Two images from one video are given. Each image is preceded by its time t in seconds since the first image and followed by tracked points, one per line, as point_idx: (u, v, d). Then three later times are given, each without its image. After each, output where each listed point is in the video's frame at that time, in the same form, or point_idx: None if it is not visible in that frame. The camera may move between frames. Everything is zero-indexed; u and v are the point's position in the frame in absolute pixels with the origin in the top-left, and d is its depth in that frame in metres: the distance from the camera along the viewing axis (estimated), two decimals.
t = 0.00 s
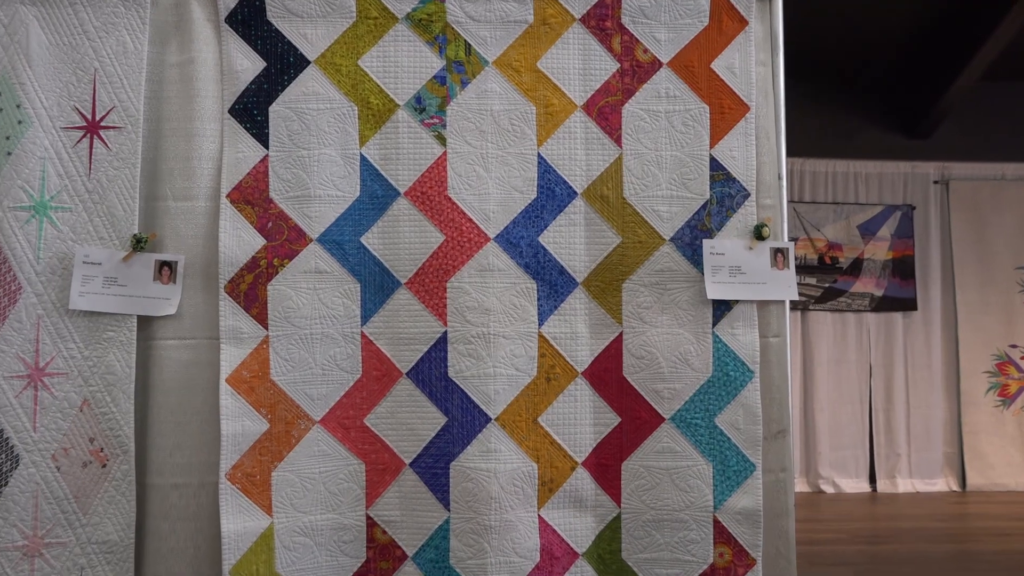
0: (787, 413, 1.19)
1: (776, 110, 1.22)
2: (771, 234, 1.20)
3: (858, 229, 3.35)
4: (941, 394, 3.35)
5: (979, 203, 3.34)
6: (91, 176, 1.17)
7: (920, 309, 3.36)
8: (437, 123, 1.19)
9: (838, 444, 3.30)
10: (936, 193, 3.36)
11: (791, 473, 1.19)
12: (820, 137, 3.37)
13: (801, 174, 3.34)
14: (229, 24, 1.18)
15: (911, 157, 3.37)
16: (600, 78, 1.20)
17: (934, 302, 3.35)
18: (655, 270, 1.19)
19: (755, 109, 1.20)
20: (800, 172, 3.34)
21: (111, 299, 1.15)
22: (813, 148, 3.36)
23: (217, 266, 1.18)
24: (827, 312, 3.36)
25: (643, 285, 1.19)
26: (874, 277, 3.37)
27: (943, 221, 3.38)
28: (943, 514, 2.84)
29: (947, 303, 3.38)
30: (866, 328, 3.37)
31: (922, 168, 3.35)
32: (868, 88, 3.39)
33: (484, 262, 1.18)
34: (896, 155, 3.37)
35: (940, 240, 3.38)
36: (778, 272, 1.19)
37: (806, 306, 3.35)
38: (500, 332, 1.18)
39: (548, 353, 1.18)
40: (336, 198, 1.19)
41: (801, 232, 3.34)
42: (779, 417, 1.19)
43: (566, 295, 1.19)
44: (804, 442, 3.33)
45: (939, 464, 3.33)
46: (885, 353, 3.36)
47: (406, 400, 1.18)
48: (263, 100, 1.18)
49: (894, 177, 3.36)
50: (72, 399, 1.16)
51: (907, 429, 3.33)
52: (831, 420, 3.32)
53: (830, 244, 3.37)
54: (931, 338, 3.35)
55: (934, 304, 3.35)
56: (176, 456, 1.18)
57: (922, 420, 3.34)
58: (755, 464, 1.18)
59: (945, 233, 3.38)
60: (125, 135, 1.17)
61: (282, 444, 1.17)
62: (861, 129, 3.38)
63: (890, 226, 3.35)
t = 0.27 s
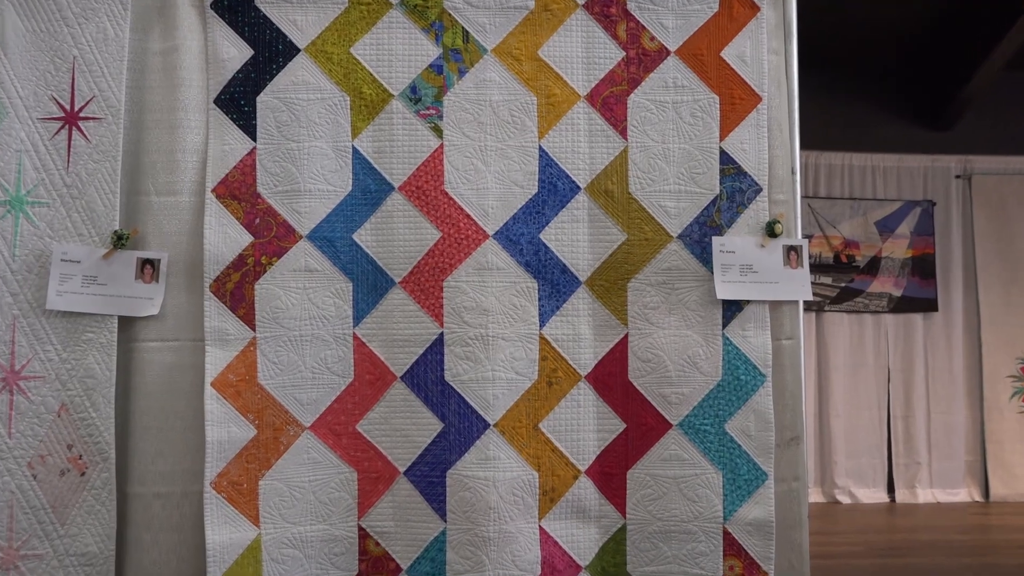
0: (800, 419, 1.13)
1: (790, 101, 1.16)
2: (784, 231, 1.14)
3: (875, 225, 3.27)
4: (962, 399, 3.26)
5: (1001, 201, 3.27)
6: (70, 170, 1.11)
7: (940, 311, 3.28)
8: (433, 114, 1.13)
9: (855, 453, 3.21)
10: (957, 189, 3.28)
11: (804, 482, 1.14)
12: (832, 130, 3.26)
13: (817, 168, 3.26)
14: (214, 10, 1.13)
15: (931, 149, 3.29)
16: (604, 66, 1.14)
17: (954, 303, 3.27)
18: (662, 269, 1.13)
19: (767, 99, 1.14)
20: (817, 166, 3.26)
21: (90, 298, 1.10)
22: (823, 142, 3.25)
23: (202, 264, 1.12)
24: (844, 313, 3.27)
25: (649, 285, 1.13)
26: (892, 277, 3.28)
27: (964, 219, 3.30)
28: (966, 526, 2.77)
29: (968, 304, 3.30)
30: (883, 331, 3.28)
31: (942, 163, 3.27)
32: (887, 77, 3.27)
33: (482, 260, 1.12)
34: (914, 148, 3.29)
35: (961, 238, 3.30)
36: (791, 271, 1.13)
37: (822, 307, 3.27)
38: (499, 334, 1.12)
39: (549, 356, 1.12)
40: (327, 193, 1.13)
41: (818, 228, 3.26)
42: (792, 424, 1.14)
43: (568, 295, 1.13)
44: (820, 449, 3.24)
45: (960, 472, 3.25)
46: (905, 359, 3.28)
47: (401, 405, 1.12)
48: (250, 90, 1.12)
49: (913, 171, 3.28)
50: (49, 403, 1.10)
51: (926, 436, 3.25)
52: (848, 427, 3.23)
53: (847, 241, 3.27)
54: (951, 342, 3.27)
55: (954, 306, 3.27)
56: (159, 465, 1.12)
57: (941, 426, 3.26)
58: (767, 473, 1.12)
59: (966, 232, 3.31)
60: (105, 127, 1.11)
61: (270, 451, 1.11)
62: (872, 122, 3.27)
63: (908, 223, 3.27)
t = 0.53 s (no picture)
0: (818, 428, 1.06)
1: (808, 88, 1.08)
2: (801, 227, 1.07)
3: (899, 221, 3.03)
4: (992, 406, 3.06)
5: None
6: (38, 160, 1.03)
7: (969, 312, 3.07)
8: (427, 101, 1.06)
9: (877, 462, 3.03)
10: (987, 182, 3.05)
11: (823, 494, 1.06)
12: (852, 113, 2.98)
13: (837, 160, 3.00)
14: None
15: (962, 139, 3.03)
16: (609, 51, 1.07)
17: (984, 304, 3.06)
18: (671, 267, 1.06)
19: (784, 86, 1.07)
20: (838, 157, 3.01)
21: (61, 298, 1.02)
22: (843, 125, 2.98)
23: (180, 262, 1.05)
24: (865, 314, 3.06)
25: (658, 284, 1.06)
26: (917, 277, 3.06)
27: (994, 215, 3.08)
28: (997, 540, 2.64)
29: (999, 305, 3.09)
30: (908, 334, 3.08)
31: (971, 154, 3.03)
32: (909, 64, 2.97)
33: (479, 257, 1.05)
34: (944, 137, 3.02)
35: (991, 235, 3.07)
36: (809, 270, 1.06)
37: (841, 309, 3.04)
38: (497, 336, 1.05)
39: (550, 360, 1.05)
40: (313, 186, 1.06)
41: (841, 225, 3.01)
42: (810, 432, 1.06)
43: (571, 295, 1.06)
44: (840, 459, 3.06)
45: (989, 483, 3.06)
46: (932, 363, 3.08)
47: (392, 412, 1.05)
48: (231, 75, 1.05)
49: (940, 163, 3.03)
50: (16, 410, 1.02)
51: (954, 445, 3.06)
52: (870, 435, 3.04)
53: (868, 238, 3.03)
54: (980, 345, 3.07)
55: (984, 307, 3.06)
56: (134, 475, 1.05)
57: (970, 435, 3.06)
58: (783, 485, 1.05)
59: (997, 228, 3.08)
60: (76, 114, 1.04)
61: (252, 461, 1.04)
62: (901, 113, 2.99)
63: (935, 218, 3.04)
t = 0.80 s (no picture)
0: (840, 439, 0.99)
1: (828, 75, 1.01)
2: (821, 224, 0.99)
3: (928, 217, 2.63)
4: None
5: None
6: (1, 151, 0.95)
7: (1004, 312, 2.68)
8: (419, 89, 0.99)
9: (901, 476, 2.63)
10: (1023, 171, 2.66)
11: (845, 511, 0.99)
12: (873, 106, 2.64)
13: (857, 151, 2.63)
14: None
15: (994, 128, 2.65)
16: (615, 35, 1.00)
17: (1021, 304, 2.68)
18: (682, 266, 0.99)
19: (803, 72, 1.00)
20: (863, 147, 2.62)
21: (26, 301, 0.95)
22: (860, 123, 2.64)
23: (154, 262, 0.98)
24: (891, 317, 2.65)
25: (668, 285, 0.98)
26: (949, 277, 2.65)
27: None
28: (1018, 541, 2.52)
29: None
30: (938, 336, 2.67)
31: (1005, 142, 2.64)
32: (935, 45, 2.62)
33: (476, 256, 0.98)
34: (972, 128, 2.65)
35: None
36: (829, 269, 0.99)
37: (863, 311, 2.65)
38: (495, 342, 0.97)
39: (553, 366, 0.98)
40: (297, 180, 0.98)
41: (863, 220, 2.62)
42: (831, 444, 0.99)
43: (575, 297, 0.98)
44: (863, 475, 2.66)
45: None
46: (965, 364, 2.67)
47: (382, 423, 0.98)
48: (209, 61, 0.98)
49: (973, 152, 2.64)
50: None
51: (988, 459, 2.66)
52: (896, 447, 2.64)
53: (895, 235, 2.62)
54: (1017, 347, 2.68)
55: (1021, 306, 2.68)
56: (105, 491, 0.97)
57: (1007, 447, 2.66)
58: (803, 501, 0.98)
59: None
60: (43, 102, 0.96)
61: (231, 476, 0.97)
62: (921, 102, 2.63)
63: (967, 213, 2.63)
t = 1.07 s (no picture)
0: (863, 452, 0.92)
1: (851, 59, 0.94)
2: (843, 220, 0.93)
3: (960, 213, 2.17)
4: None
5: None
6: None
7: None
8: (412, 75, 0.92)
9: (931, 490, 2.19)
10: None
11: (869, 528, 0.92)
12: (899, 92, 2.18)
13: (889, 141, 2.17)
14: None
15: None
16: (622, 17, 0.93)
17: None
18: (693, 266, 0.92)
19: (824, 57, 0.93)
20: (888, 137, 2.17)
21: None
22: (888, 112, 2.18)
23: (126, 260, 0.91)
24: (919, 320, 2.21)
25: (679, 286, 0.91)
26: (978, 278, 2.18)
27: None
28: None
29: None
30: (972, 336, 2.23)
31: None
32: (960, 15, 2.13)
33: (473, 254, 0.91)
34: None
35: None
36: (851, 268, 0.92)
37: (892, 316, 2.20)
38: (493, 346, 0.91)
39: (555, 373, 0.91)
40: (280, 173, 0.92)
41: (886, 217, 2.17)
42: (854, 456, 0.92)
43: (579, 298, 0.91)
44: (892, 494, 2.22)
45: None
46: (998, 371, 2.22)
47: (372, 433, 0.91)
48: (186, 45, 0.91)
49: None
50: None
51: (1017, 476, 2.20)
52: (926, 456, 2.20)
53: (923, 232, 2.17)
54: None
55: None
56: (73, 507, 0.90)
57: None
58: (824, 517, 0.91)
59: None
60: (6, 89, 0.89)
61: (210, 491, 0.90)
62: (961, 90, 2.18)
63: (1005, 206, 2.16)
